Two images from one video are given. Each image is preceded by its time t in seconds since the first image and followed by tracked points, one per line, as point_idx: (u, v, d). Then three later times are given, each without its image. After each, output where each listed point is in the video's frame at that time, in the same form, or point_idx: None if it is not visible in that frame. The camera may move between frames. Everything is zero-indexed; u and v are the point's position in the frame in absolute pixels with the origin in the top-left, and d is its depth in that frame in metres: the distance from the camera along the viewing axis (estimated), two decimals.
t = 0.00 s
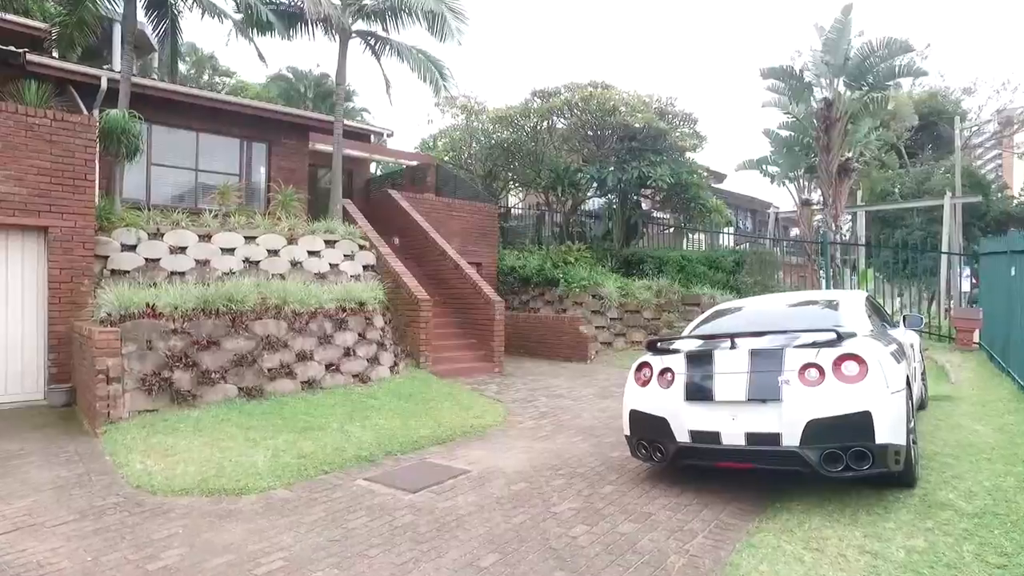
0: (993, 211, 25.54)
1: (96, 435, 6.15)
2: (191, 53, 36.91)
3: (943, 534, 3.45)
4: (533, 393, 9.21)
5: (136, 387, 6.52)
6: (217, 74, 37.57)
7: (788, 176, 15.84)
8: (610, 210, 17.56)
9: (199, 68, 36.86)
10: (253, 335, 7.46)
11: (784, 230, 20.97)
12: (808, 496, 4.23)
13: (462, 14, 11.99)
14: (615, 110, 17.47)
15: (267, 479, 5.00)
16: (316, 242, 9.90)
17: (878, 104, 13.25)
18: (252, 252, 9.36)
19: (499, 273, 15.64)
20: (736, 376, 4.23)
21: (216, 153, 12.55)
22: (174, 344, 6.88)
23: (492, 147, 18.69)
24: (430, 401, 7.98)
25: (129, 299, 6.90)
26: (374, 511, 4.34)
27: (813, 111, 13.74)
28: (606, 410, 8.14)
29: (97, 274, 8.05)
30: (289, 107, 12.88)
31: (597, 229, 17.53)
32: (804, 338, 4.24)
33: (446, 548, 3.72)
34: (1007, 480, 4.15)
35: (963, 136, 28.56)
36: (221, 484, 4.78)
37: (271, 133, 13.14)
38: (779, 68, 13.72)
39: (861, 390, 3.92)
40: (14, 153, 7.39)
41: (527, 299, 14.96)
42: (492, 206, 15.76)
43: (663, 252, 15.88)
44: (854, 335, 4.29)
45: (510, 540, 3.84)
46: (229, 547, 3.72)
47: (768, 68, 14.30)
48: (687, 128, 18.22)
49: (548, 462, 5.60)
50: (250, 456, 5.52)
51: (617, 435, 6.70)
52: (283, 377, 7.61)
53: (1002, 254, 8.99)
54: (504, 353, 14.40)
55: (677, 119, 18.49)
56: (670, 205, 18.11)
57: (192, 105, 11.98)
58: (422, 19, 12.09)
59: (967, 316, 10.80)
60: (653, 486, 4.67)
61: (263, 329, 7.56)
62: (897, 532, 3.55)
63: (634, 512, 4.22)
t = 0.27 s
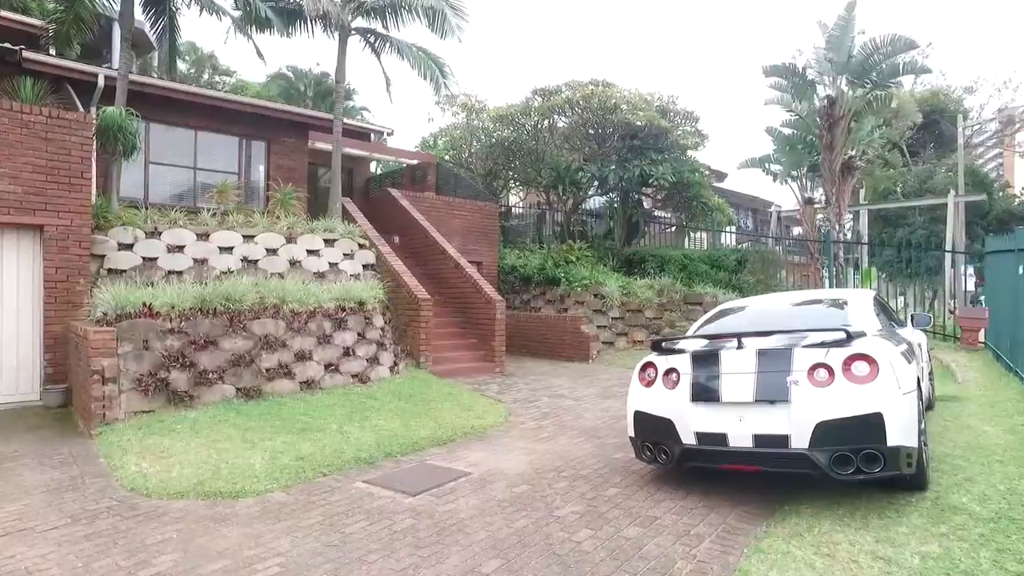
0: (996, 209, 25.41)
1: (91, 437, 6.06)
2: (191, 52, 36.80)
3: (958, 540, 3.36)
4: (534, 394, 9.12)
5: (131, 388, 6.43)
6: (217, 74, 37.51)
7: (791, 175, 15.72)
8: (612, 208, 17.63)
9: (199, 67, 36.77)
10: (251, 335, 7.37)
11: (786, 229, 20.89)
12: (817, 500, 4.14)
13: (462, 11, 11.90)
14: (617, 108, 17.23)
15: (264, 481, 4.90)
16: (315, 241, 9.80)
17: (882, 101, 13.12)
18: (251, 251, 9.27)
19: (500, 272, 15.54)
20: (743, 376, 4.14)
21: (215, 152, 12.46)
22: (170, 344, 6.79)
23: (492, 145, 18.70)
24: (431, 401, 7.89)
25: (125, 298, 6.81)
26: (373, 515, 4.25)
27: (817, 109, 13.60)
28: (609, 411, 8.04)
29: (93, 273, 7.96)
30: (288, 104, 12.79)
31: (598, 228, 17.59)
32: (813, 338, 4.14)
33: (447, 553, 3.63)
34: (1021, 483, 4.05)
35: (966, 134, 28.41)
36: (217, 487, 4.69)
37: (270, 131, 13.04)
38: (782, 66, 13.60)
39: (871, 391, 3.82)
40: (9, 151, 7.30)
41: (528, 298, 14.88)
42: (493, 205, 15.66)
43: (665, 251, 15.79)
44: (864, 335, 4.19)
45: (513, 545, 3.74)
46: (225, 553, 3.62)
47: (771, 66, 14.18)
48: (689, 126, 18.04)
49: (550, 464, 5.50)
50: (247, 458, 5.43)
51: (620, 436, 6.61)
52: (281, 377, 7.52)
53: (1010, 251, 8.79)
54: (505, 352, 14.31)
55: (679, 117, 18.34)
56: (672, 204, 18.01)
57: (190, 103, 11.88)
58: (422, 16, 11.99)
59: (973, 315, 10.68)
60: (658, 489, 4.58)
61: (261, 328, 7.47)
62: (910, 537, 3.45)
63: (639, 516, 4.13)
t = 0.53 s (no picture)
0: (1000, 208, 25.25)
1: (84, 441, 5.93)
2: (191, 52, 36.68)
3: (981, 552, 3.22)
4: (537, 395, 8.98)
5: (126, 391, 6.29)
6: (217, 74, 37.42)
7: (795, 173, 15.58)
8: (613, 207, 17.63)
9: (199, 67, 36.67)
10: (248, 336, 7.24)
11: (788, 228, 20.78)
12: (831, 508, 4.00)
13: (462, 7, 11.77)
14: (618, 106, 17.05)
15: (260, 487, 4.77)
16: (313, 240, 9.66)
17: (886, 98, 12.98)
18: (248, 251, 9.14)
19: (501, 272, 15.41)
20: (754, 380, 4.00)
21: (213, 150, 12.33)
22: (166, 346, 6.66)
23: (493, 144, 18.60)
24: (431, 404, 7.75)
25: (119, 299, 6.68)
26: (371, 524, 4.12)
27: (820, 107, 13.42)
28: (612, 413, 7.91)
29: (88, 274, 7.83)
30: (287, 103, 12.67)
31: (600, 228, 17.55)
32: (825, 340, 4.00)
33: (448, 564, 3.50)
34: None
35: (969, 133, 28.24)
36: (211, 493, 4.56)
37: (268, 129, 12.91)
38: (785, 63, 13.48)
39: (888, 395, 3.68)
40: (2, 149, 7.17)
41: (529, 298, 14.76)
42: (494, 204, 15.54)
43: (667, 251, 15.66)
44: (879, 336, 4.04)
45: (516, 556, 3.61)
46: (218, 565, 3.49)
47: (774, 63, 14.04)
48: (691, 124, 17.85)
49: (554, 469, 5.37)
50: (243, 463, 5.30)
51: (624, 440, 6.48)
52: (279, 379, 7.37)
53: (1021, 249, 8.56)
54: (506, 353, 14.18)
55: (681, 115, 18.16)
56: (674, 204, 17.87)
57: (188, 101, 11.76)
58: (422, 13, 11.85)
59: (980, 315, 10.54)
60: (665, 496, 4.44)
61: (259, 329, 7.34)
62: (931, 548, 3.32)
63: (647, 525, 4.00)
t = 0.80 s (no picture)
0: (1003, 208, 25.08)
1: (75, 446, 5.78)
2: (191, 51, 36.50)
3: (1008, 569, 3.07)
4: (539, 398, 8.84)
5: (118, 394, 6.15)
6: (216, 73, 37.30)
7: (799, 173, 15.40)
8: (615, 206, 17.46)
9: (199, 66, 36.53)
10: (244, 338, 7.09)
11: (791, 227, 20.63)
12: (846, 519, 3.85)
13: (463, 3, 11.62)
14: (621, 104, 16.88)
15: (254, 496, 4.62)
16: (312, 240, 9.50)
17: (892, 96, 12.83)
18: (246, 250, 8.99)
19: (502, 272, 15.27)
20: (766, 386, 3.85)
21: (210, 149, 12.18)
22: (160, 348, 6.52)
23: (494, 143, 18.50)
24: (431, 407, 7.61)
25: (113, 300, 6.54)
26: (369, 535, 3.98)
27: (825, 105, 13.23)
28: (616, 416, 7.76)
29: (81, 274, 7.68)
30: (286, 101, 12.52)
31: (602, 227, 17.41)
32: (841, 345, 3.85)
33: None
34: None
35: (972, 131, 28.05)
36: (204, 502, 4.42)
37: (267, 127, 12.76)
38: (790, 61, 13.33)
39: (907, 402, 3.52)
40: None
41: (531, 298, 14.63)
42: (496, 203, 15.39)
43: (670, 251, 15.51)
44: (897, 341, 3.88)
45: (520, 570, 3.46)
46: None
47: (778, 61, 13.88)
48: (694, 122, 17.68)
49: (558, 476, 5.23)
50: (238, 470, 5.15)
51: (629, 445, 6.33)
52: (276, 382, 7.21)
53: None
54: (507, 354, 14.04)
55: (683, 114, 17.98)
56: (676, 203, 17.70)
57: (185, 99, 11.61)
58: (422, 9, 11.70)
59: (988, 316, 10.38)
60: (673, 505, 4.30)
61: (255, 331, 7.20)
62: (954, 564, 3.17)
63: (655, 536, 3.85)
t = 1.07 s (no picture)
0: (1008, 207, 24.85)
1: (61, 451, 5.61)
2: (189, 49, 36.25)
3: None
4: (540, 400, 8.66)
5: (106, 397, 5.97)
6: (216, 71, 37.13)
7: (803, 170, 15.20)
8: (616, 205, 17.26)
9: (198, 64, 36.32)
10: (237, 339, 6.91)
11: (794, 225, 20.41)
12: (863, 530, 3.67)
13: None
14: (623, 101, 16.68)
15: (244, 504, 4.44)
16: (308, 238, 9.31)
17: (898, 93, 12.61)
18: (240, 249, 8.80)
19: (502, 271, 15.09)
20: (779, 391, 3.67)
21: (206, 146, 11.99)
22: (150, 350, 6.34)
23: (494, 141, 18.41)
24: (429, 410, 7.43)
25: (102, 300, 6.37)
26: (362, 546, 3.79)
27: (829, 102, 13.02)
28: (619, 419, 7.58)
29: (71, 274, 7.50)
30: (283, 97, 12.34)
31: (603, 226, 17.25)
32: (857, 348, 3.66)
33: None
34: None
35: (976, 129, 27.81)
36: (191, 511, 4.23)
37: (264, 124, 12.57)
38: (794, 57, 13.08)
39: (928, 408, 3.34)
40: None
41: (532, 298, 14.45)
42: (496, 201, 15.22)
43: (672, 249, 15.32)
44: (916, 343, 3.70)
45: None
46: None
47: (782, 57, 13.65)
48: (696, 119, 17.46)
49: (559, 482, 5.05)
50: (228, 476, 4.97)
51: (632, 448, 6.15)
52: (270, 384, 7.03)
53: None
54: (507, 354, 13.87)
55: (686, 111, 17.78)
56: (678, 201, 17.48)
57: (180, 95, 11.43)
58: (421, 4, 11.51)
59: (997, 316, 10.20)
60: (681, 514, 4.12)
61: (249, 332, 7.02)
62: None
63: (662, 548, 3.67)
